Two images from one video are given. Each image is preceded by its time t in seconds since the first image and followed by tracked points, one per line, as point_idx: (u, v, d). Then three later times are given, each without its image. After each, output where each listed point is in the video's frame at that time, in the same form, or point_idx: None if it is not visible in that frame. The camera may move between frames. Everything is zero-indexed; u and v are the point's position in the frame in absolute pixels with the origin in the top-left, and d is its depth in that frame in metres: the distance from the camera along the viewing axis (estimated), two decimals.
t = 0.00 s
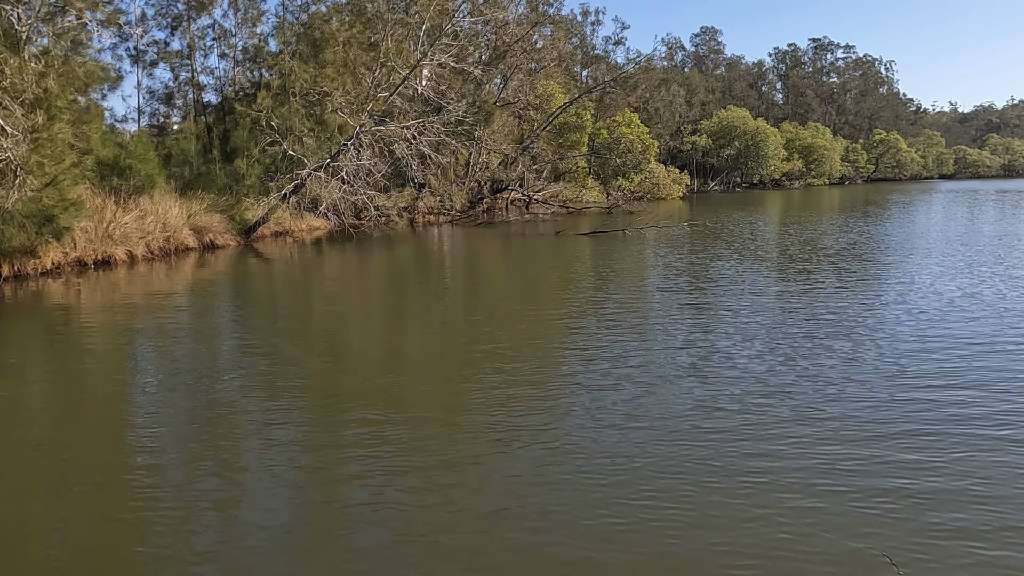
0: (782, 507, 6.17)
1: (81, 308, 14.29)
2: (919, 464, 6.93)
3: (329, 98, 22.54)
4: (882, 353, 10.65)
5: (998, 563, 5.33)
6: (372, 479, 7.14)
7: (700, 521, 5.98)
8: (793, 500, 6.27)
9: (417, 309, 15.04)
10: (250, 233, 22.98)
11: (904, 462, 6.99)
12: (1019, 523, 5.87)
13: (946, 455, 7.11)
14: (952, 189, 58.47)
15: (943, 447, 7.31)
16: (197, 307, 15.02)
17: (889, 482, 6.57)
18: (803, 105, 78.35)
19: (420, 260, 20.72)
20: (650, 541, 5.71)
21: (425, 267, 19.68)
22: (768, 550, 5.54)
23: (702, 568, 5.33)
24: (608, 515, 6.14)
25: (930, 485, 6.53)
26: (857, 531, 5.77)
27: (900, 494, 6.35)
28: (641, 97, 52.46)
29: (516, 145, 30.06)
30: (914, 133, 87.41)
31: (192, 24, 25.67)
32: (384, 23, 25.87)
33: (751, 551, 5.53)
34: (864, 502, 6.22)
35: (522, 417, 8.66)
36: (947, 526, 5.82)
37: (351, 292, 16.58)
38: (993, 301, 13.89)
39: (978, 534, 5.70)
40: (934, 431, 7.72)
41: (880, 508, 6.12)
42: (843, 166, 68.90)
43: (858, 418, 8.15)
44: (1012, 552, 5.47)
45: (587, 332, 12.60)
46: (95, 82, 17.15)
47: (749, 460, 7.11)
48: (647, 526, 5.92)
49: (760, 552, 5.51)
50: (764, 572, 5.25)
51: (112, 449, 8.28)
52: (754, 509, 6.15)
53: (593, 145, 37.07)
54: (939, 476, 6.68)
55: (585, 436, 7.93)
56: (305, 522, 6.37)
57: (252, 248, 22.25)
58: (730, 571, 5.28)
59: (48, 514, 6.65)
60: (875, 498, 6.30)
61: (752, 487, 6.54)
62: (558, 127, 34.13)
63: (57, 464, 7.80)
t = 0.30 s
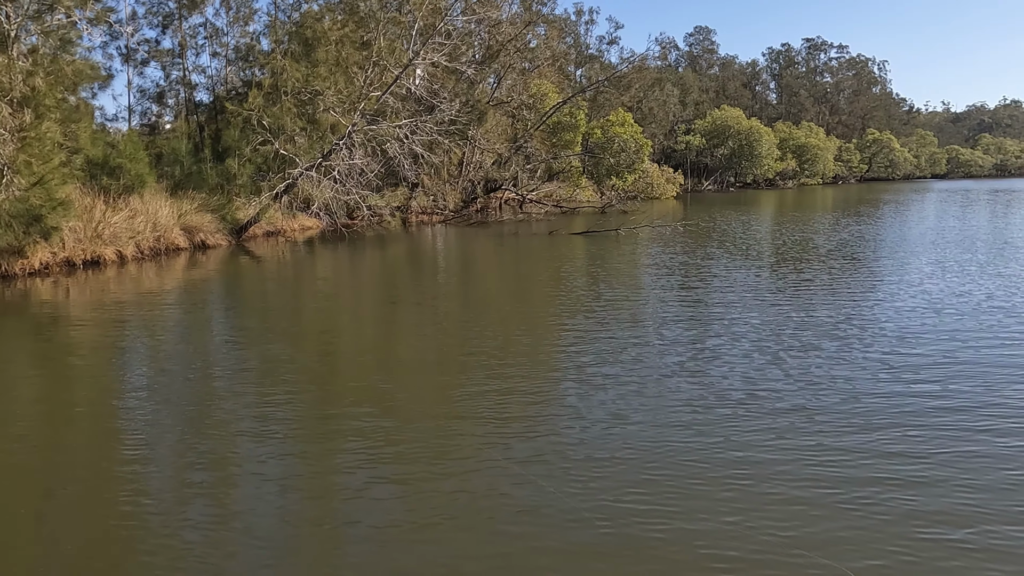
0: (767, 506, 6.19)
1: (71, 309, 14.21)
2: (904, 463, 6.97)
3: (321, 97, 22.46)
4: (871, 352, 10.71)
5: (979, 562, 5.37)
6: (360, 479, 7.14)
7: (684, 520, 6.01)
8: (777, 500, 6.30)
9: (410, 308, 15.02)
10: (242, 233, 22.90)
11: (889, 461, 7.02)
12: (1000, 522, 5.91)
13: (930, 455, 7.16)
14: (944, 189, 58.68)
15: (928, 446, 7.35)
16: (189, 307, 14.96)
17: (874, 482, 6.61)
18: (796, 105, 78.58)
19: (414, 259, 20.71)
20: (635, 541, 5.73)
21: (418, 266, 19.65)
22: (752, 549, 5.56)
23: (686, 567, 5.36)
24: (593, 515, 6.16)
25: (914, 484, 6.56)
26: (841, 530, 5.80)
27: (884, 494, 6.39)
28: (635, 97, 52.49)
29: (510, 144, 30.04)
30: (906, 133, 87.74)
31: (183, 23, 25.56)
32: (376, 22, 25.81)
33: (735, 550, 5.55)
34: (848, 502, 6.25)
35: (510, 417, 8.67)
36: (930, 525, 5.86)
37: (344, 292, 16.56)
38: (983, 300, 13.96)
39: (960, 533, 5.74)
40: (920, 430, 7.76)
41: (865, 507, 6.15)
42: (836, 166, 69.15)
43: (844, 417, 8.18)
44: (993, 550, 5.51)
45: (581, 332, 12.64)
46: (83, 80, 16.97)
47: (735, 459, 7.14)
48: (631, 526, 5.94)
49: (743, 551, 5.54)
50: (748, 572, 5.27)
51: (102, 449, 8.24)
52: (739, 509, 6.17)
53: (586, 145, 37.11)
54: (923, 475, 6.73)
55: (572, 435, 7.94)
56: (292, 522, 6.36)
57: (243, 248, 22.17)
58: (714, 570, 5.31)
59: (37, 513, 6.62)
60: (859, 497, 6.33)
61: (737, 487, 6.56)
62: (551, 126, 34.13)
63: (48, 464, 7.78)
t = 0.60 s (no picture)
0: (752, 507, 6.18)
1: (59, 309, 14.12)
2: (890, 464, 6.96)
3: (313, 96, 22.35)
4: (863, 351, 10.70)
5: (962, 563, 5.35)
6: (345, 479, 7.10)
7: (669, 520, 5.99)
8: (761, 500, 6.29)
9: (404, 308, 14.96)
10: (234, 233, 22.81)
11: (876, 462, 7.00)
12: (983, 522, 5.91)
13: (916, 455, 7.15)
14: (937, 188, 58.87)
15: (914, 446, 7.34)
16: (180, 308, 14.88)
17: (859, 482, 6.60)
18: (791, 104, 78.68)
19: (408, 259, 20.66)
20: (618, 542, 5.70)
21: (411, 266, 19.60)
22: (735, 550, 5.54)
23: (669, 568, 5.33)
24: (577, 515, 6.13)
25: (899, 484, 6.55)
26: (825, 531, 5.77)
27: (869, 494, 6.38)
28: (629, 96, 52.47)
29: (503, 143, 29.99)
30: (900, 132, 87.91)
31: (175, 21, 25.42)
32: (369, 20, 25.70)
33: (718, 551, 5.54)
34: (834, 503, 6.22)
35: (499, 416, 8.63)
36: (914, 526, 5.85)
37: (338, 292, 16.50)
38: (974, 298, 13.98)
39: (944, 534, 5.73)
40: (906, 430, 7.76)
41: (849, 507, 6.14)
42: (830, 165, 69.24)
43: (832, 417, 8.17)
44: (976, 551, 5.50)
45: (574, 331, 12.61)
46: (73, 79, 16.87)
47: (721, 459, 7.12)
48: (615, 527, 5.92)
49: (726, 552, 5.51)
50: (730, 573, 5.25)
51: (88, 449, 8.17)
52: (723, 509, 6.15)
53: (581, 144, 37.06)
54: (907, 475, 6.72)
55: (559, 435, 7.91)
56: (275, 523, 6.32)
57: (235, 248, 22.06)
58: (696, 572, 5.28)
59: (19, 515, 6.55)
60: (844, 497, 6.32)
61: (722, 487, 6.55)
62: (545, 125, 34.06)
63: (32, 464, 7.71)
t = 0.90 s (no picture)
0: (734, 505, 6.15)
1: (40, 309, 13.94)
2: (872, 460, 6.96)
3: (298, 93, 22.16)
4: (846, 346, 10.77)
5: (937, 555, 5.39)
6: (327, 479, 7.02)
7: (650, 519, 5.95)
8: (744, 498, 6.26)
9: (391, 305, 14.91)
10: (218, 231, 22.65)
11: (856, 456, 7.04)
12: (964, 517, 5.91)
13: (898, 450, 7.15)
14: (921, 184, 59.26)
15: (896, 442, 7.34)
16: (164, 306, 14.75)
17: (842, 478, 6.59)
18: (777, 100, 79.06)
19: (395, 256, 20.60)
20: (600, 540, 5.65)
21: (398, 264, 19.51)
22: (717, 549, 5.50)
23: (650, 567, 5.30)
24: (560, 515, 6.08)
25: (881, 480, 6.55)
26: (805, 525, 5.79)
27: (851, 490, 6.37)
28: (616, 92, 52.49)
29: (490, 140, 29.89)
30: (885, 128, 88.49)
31: (157, 17, 25.13)
32: (354, 16, 25.52)
33: (699, 550, 5.50)
34: (815, 497, 6.25)
35: (487, 414, 8.58)
36: (895, 522, 5.84)
37: (325, 290, 16.41)
38: (959, 293, 14.09)
39: (924, 529, 5.72)
40: (888, 424, 7.79)
41: (831, 503, 6.13)
42: (816, 161, 69.62)
43: (816, 413, 8.17)
44: (956, 546, 5.50)
45: (561, 327, 12.61)
46: (52, 76, 16.63)
47: (703, 456, 7.12)
48: (597, 525, 5.87)
49: (707, 550, 5.48)
50: (710, 571, 5.23)
51: (68, 449, 8.07)
52: (707, 507, 6.12)
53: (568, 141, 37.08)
54: (890, 471, 6.71)
55: (543, 434, 7.86)
56: (255, 523, 6.26)
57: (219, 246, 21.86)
58: (676, 570, 5.24)
59: None
60: (827, 494, 6.30)
61: (706, 485, 6.52)
62: (532, 122, 34.03)
63: (10, 465, 7.60)
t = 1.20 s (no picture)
0: (709, 498, 6.16)
1: (10, 308, 13.68)
2: (846, 451, 7.00)
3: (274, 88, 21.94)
4: (824, 338, 10.84)
5: (908, 545, 5.43)
6: (302, 476, 6.95)
7: (625, 513, 5.95)
8: (719, 491, 6.28)
9: (372, 302, 14.79)
10: (194, 228, 22.38)
11: (830, 448, 7.08)
12: (934, 506, 5.96)
13: (871, 441, 7.20)
14: (898, 177, 59.89)
15: (869, 433, 7.40)
16: (139, 305, 14.55)
17: (816, 469, 6.63)
18: (755, 94, 79.58)
19: (376, 252, 20.46)
20: (574, 535, 5.64)
21: (378, 259, 19.39)
22: (690, 541, 5.51)
23: (623, 561, 5.30)
24: (535, 510, 6.07)
25: (854, 471, 6.59)
26: (780, 518, 5.81)
27: (824, 481, 6.41)
28: (596, 87, 52.52)
29: (470, 135, 29.77)
30: (862, 122, 89.37)
31: (130, 11, 24.72)
32: (331, 10, 25.10)
33: (673, 543, 5.50)
34: (789, 489, 6.28)
35: (466, 410, 8.53)
36: (867, 513, 5.87)
37: (304, 287, 16.26)
38: (935, 285, 14.24)
39: (896, 519, 5.77)
40: (862, 416, 7.84)
41: (805, 495, 6.16)
42: (794, 155, 70.17)
43: (791, 405, 8.22)
44: (926, 535, 5.55)
45: (543, 322, 12.58)
46: (20, 71, 16.31)
47: (680, 449, 7.13)
48: (572, 520, 5.86)
49: (681, 543, 5.49)
50: (684, 564, 5.23)
51: (37, 448, 7.93)
52: (682, 500, 6.13)
53: (548, 135, 37.06)
54: (863, 462, 6.75)
55: (520, 429, 7.83)
56: (227, 522, 6.19)
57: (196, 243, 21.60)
58: (650, 564, 5.23)
59: None
60: (800, 485, 6.34)
61: (681, 478, 6.53)
62: (512, 116, 33.93)
63: None
